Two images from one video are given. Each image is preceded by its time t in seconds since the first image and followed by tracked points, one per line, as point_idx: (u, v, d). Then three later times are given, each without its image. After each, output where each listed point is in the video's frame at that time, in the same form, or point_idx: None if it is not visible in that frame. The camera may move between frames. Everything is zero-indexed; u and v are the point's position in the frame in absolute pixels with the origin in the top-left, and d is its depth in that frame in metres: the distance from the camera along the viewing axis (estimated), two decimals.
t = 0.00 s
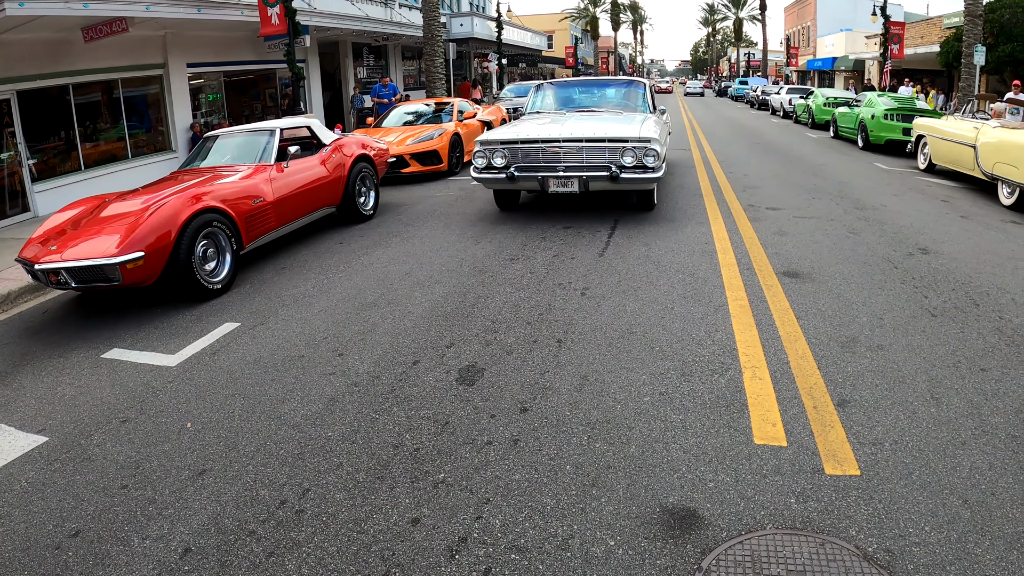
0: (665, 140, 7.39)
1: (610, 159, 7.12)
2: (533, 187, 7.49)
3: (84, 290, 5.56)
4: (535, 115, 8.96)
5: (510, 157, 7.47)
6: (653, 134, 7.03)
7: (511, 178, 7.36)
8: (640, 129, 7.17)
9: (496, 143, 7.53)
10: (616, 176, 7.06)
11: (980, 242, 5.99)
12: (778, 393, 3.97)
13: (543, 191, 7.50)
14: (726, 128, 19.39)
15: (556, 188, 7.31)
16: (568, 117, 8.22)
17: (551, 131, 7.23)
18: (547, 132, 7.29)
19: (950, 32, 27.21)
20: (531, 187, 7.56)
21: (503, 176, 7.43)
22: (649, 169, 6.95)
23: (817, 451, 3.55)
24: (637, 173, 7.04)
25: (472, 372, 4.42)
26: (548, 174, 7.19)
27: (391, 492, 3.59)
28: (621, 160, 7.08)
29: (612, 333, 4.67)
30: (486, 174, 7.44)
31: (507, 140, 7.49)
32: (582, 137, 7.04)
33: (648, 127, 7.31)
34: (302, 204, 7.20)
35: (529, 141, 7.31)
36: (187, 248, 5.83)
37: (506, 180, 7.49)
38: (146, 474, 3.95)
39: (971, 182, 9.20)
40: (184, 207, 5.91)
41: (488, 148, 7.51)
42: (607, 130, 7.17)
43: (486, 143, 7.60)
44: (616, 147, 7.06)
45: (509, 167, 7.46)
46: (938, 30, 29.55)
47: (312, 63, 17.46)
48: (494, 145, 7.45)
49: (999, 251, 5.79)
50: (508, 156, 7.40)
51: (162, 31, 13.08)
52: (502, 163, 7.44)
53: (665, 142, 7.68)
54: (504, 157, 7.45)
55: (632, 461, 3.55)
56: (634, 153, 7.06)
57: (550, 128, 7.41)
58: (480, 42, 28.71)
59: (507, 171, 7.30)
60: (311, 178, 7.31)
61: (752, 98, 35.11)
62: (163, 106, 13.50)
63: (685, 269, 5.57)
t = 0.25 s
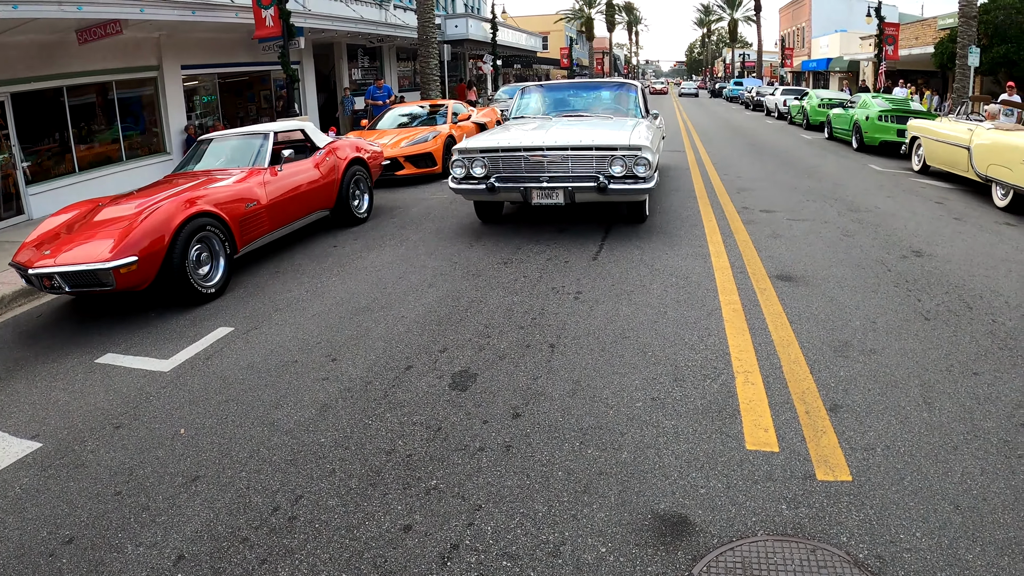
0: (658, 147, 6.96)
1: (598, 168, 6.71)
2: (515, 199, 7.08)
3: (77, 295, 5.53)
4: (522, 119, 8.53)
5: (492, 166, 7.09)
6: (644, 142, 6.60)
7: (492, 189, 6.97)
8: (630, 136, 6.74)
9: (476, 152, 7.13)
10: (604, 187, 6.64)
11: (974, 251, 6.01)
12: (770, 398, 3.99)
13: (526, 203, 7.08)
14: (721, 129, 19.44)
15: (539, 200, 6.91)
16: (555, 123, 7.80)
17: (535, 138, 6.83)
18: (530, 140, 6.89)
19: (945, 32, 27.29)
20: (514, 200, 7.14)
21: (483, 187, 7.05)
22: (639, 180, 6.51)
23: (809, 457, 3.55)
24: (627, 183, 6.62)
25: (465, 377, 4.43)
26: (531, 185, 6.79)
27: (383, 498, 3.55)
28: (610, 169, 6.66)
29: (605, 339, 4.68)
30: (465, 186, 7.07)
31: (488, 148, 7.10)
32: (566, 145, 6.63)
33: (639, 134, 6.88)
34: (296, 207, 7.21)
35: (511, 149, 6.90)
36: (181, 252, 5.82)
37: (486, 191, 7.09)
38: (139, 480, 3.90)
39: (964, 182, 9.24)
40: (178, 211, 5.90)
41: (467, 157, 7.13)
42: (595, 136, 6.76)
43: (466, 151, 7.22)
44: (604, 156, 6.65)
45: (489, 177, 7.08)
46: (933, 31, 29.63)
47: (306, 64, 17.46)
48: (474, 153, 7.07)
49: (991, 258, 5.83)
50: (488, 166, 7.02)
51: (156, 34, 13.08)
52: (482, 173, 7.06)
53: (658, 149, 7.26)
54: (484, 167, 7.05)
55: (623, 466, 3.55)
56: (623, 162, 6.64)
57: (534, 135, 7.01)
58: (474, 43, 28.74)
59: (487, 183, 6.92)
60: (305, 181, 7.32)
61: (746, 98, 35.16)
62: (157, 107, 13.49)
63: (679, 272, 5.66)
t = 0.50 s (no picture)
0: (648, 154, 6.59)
1: (583, 178, 6.33)
2: (495, 211, 6.70)
3: (70, 298, 5.51)
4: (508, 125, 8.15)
5: (470, 177, 6.69)
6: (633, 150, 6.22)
7: (469, 201, 6.59)
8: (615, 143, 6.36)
9: (452, 161, 6.72)
10: (589, 199, 6.26)
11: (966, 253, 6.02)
12: (761, 403, 4.00)
13: (507, 215, 6.70)
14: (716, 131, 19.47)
15: (521, 213, 6.51)
16: (541, 129, 7.42)
17: (515, 147, 6.43)
18: (511, 148, 6.50)
19: (940, 33, 27.35)
20: (494, 211, 6.76)
21: (460, 200, 6.66)
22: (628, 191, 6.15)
23: (799, 461, 3.54)
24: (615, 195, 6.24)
25: (456, 382, 4.44)
26: (512, 197, 6.40)
27: (373, 503, 3.52)
28: (597, 179, 6.28)
29: (597, 344, 4.69)
30: (442, 199, 6.68)
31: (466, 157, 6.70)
32: (550, 154, 6.25)
33: (628, 140, 6.51)
34: (289, 210, 7.21)
35: (489, 158, 6.51)
36: (174, 256, 5.81)
37: (464, 203, 6.70)
38: (132, 485, 3.86)
39: (959, 183, 9.28)
40: (171, 214, 5.90)
41: (443, 166, 6.73)
42: (580, 143, 6.40)
43: (442, 160, 6.83)
44: (590, 166, 6.28)
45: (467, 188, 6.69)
46: (927, 32, 29.72)
47: (302, 65, 17.47)
48: (450, 163, 6.67)
49: (983, 260, 5.86)
50: (466, 176, 6.62)
51: (151, 35, 13.09)
52: (459, 184, 6.67)
53: (648, 157, 6.89)
54: (461, 177, 6.66)
55: (613, 471, 3.55)
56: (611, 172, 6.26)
57: (515, 143, 6.62)
58: (469, 45, 28.78)
59: (465, 195, 6.54)
60: (298, 183, 7.34)
61: (742, 99, 35.19)
62: (152, 109, 13.48)
63: (672, 276, 5.72)
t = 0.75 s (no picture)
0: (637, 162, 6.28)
1: (569, 189, 6.01)
2: (475, 224, 6.37)
3: (64, 301, 5.49)
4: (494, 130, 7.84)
5: (447, 188, 6.37)
6: (623, 159, 5.90)
7: (446, 215, 6.27)
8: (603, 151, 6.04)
9: (428, 170, 6.39)
10: (574, 212, 5.94)
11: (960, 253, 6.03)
12: (754, 406, 3.99)
13: (487, 228, 6.36)
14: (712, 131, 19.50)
15: (501, 227, 6.19)
16: (525, 135, 7.10)
17: (495, 155, 6.11)
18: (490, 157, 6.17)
19: (935, 34, 27.41)
20: (473, 224, 6.43)
21: (436, 212, 6.33)
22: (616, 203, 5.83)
23: (792, 464, 3.54)
24: (603, 208, 5.93)
25: (449, 385, 4.44)
26: (492, 209, 6.08)
27: (365, 507, 3.49)
28: (584, 191, 5.97)
29: (591, 347, 4.69)
30: (417, 211, 6.36)
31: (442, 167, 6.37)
32: (532, 164, 5.93)
33: (615, 148, 6.19)
34: (283, 212, 7.20)
35: (467, 168, 6.18)
36: (168, 258, 5.80)
37: (441, 216, 6.37)
38: (125, 488, 3.81)
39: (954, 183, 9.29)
40: (164, 216, 5.89)
41: (419, 176, 6.39)
42: (565, 151, 6.08)
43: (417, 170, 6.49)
44: (576, 177, 5.97)
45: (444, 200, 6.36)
46: (922, 33, 29.80)
47: (297, 66, 17.45)
48: (426, 172, 6.34)
49: (976, 261, 5.87)
50: (443, 187, 6.29)
51: (146, 36, 13.07)
52: (435, 196, 6.35)
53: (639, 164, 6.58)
54: (438, 188, 6.33)
55: (605, 475, 3.54)
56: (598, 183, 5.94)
57: (496, 151, 6.31)
58: (465, 45, 28.80)
59: (441, 208, 6.22)
60: (292, 185, 7.33)
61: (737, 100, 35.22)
62: (147, 110, 13.45)
63: (666, 278, 5.73)
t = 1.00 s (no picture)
0: (628, 170, 5.88)
1: (553, 201, 5.62)
2: (450, 238, 5.97)
3: (58, 302, 5.46)
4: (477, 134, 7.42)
5: (420, 199, 5.98)
6: (611, 166, 5.51)
7: (419, 228, 5.87)
8: (590, 158, 5.65)
9: (400, 180, 6.01)
10: (558, 225, 5.54)
11: (955, 254, 6.02)
12: (748, 408, 3.99)
13: (463, 243, 5.95)
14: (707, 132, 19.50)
15: (479, 242, 5.79)
16: (507, 140, 6.69)
17: (473, 164, 5.73)
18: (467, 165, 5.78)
19: (930, 35, 27.45)
20: (449, 238, 6.03)
21: (409, 226, 5.93)
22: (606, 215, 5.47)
23: (786, 466, 3.53)
24: (589, 222, 5.52)
25: (442, 387, 4.44)
26: (469, 222, 5.69)
27: (358, 509, 3.46)
28: (569, 203, 5.57)
29: (585, 349, 4.68)
30: (388, 225, 5.98)
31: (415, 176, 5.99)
32: (512, 173, 5.55)
33: (604, 154, 5.80)
34: (277, 213, 7.18)
35: (442, 176, 5.79)
36: (162, 259, 5.77)
37: (414, 229, 5.97)
38: (118, 490, 3.76)
39: (949, 183, 9.29)
40: (158, 217, 5.87)
41: (391, 185, 6.03)
42: (548, 158, 5.68)
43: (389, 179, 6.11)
44: (561, 187, 5.57)
45: (417, 212, 5.97)
46: (918, 33, 29.85)
47: (292, 66, 17.42)
48: (398, 182, 5.97)
49: (971, 261, 5.86)
50: (415, 198, 5.91)
51: (141, 36, 13.04)
52: (407, 207, 5.95)
53: (630, 172, 6.18)
54: (411, 198, 5.95)
55: (598, 477, 3.53)
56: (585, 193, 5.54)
57: (475, 158, 5.92)
58: (461, 46, 28.78)
59: (414, 221, 5.82)
60: (286, 186, 7.33)
61: (733, 100, 35.23)
62: (142, 110, 13.41)
63: (661, 279, 5.72)
